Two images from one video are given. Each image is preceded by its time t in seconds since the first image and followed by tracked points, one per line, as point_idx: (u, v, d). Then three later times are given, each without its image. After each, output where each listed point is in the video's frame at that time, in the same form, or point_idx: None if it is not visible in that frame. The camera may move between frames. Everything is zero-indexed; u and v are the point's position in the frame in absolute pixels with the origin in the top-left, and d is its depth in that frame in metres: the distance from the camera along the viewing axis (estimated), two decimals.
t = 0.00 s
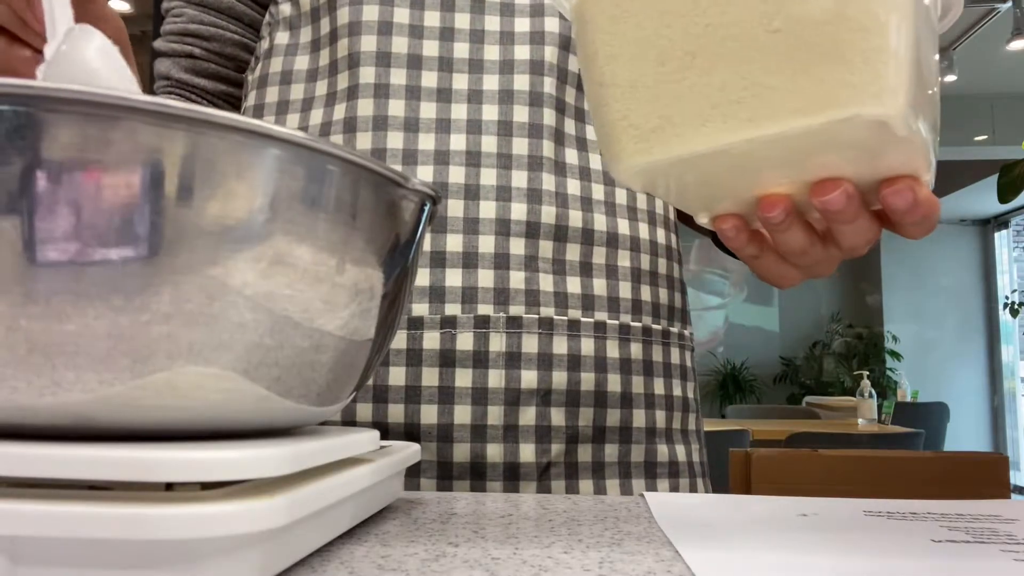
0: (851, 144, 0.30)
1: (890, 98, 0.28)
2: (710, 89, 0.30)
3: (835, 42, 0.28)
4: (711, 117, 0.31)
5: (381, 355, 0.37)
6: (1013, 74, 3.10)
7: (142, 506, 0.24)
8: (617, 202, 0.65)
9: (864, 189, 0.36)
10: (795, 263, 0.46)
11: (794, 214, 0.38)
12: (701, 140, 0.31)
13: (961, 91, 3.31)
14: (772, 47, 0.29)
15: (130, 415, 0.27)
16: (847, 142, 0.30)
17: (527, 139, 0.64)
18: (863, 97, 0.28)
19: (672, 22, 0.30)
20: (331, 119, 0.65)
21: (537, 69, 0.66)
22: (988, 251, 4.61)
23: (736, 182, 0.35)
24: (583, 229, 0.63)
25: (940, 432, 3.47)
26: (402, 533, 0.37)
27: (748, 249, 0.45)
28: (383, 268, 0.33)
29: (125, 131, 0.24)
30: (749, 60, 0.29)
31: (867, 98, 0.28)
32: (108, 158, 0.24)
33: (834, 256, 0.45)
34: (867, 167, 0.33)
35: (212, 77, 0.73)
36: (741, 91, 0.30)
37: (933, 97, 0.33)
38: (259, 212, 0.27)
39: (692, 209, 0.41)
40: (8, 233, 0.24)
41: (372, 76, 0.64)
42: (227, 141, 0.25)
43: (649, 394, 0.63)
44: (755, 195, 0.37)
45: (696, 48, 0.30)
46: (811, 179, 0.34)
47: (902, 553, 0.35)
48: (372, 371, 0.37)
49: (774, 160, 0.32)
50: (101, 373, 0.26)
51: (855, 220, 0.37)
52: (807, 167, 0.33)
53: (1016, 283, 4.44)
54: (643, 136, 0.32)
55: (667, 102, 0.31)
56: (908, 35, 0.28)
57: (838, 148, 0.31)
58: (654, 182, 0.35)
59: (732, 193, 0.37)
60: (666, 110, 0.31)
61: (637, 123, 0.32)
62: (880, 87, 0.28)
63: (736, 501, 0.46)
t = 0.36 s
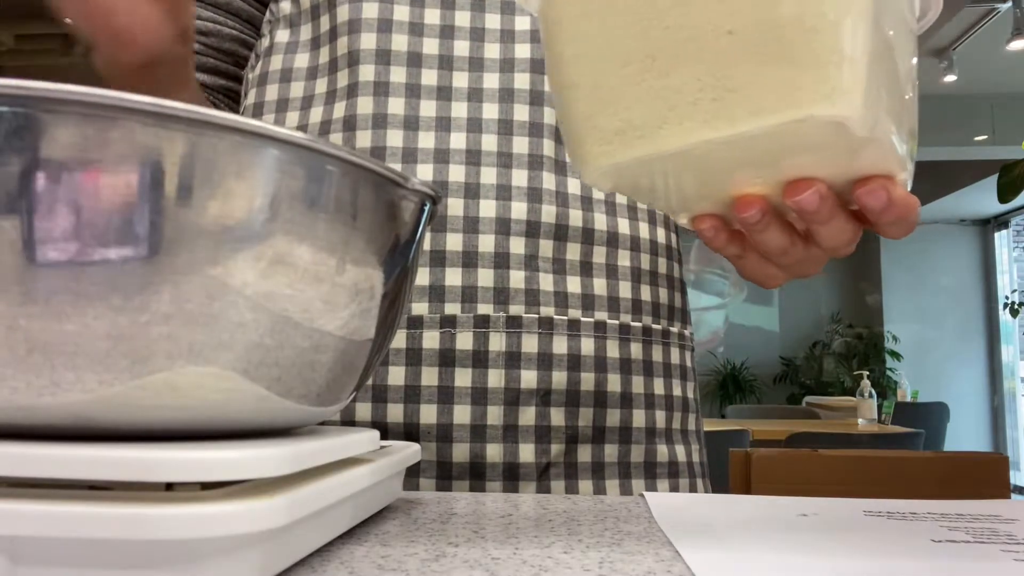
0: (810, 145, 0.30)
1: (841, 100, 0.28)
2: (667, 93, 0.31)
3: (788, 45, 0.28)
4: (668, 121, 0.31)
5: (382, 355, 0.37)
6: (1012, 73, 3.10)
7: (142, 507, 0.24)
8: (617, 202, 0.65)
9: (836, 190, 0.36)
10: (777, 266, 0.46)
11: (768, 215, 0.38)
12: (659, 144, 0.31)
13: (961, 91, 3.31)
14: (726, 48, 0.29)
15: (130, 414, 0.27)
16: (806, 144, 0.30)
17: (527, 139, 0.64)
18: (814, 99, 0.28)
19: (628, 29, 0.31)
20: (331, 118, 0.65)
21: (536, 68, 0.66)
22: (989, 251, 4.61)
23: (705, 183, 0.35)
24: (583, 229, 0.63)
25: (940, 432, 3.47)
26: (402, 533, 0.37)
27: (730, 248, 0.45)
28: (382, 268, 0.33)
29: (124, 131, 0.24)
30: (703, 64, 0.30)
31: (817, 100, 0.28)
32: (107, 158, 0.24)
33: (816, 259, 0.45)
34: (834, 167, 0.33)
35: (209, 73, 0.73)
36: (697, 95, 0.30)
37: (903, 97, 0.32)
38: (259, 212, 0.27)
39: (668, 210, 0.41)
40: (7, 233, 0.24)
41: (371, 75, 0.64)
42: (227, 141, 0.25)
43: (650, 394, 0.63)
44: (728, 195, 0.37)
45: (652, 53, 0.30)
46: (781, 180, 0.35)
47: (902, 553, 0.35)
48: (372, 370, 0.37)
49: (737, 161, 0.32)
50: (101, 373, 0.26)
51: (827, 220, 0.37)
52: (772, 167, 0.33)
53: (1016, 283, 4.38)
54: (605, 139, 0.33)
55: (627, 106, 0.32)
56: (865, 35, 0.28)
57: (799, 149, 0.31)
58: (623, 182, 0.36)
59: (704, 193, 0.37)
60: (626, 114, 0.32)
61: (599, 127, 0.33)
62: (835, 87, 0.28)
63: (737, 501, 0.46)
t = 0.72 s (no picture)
0: (729, 144, 0.30)
1: (743, 98, 0.27)
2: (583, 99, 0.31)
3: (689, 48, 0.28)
4: (584, 130, 0.31)
5: (382, 355, 0.37)
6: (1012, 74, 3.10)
7: (142, 506, 0.24)
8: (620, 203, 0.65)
9: (784, 181, 0.35)
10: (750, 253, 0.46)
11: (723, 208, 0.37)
12: (581, 149, 0.32)
13: (961, 91, 3.30)
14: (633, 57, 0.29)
15: (130, 415, 0.27)
16: (724, 143, 0.30)
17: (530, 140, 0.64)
18: (715, 101, 0.28)
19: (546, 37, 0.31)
20: (335, 119, 0.64)
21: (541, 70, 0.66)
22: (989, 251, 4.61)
23: (647, 187, 0.35)
24: (586, 231, 0.63)
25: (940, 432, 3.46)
26: (402, 533, 0.37)
27: (702, 242, 0.44)
28: (382, 267, 0.33)
29: (124, 131, 0.24)
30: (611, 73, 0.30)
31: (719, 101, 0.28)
32: (107, 159, 0.24)
33: (790, 244, 0.44)
34: (774, 161, 0.32)
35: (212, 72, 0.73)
36: (612, 103, 0.30)
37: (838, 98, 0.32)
38: (258, 212, 0.27)
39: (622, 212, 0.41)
40: (8, 233, 0.24)
41: (377, 76, 0.64)
42: (228, 141, 0.25)
43: (653, 394, 0.63)
44: (674, 197, 0.37)
45: (565, 65, 0.31)
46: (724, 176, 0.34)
47: (902, 553, 0.35)
48: (372, 371, 0.37)
49: (666, 164, 0.32)
50: (101, 374, 0.26)
51: (779, 209, 0.36)
52: (707, 169, 0.33)
53: (1016, 283, 4.33)
54: (532, 149, 0.33)
55: (546, 116, 0.32)
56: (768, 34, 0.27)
57: (717, 148, 0.30)
58: (562, 189, 0.36)
59: (653, 192, 0.37)
60: (550, 125, 0.32)
61: (525, 139, 0.33)
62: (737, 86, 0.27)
63: (740, 501, 0.46)
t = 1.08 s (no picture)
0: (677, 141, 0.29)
1: (685, 95, 0.26)
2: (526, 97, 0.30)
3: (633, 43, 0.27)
4: (531, 129, 0.30)
5: (381, 356, 0.37)
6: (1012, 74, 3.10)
7: (142, 506, 0.24)
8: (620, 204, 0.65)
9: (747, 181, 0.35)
10: (723, 249, 0.46)
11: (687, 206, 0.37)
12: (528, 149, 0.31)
13: (961, 91, 3.30)
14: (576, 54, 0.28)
15: (130, 414, 0.27)
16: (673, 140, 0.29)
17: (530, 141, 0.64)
18: (658, 97, 0.27)
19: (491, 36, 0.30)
20: (333, 120, 0.64)
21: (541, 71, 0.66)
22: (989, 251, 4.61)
23: (609, 185, 0.34)
24: (585, 232, 0.63)
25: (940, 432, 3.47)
26: (402, 533, 0.37)
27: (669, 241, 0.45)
28: (382, 267, 0.33)
29: (124, 131, 0.24)
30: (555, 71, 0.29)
31: (660, 97, 0.27)
32: (106, 159, 0.24)
33: (757, 242, 0.44)
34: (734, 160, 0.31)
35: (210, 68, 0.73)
36: (539, 102, 0.30)
37: (793, 89, 0.30)
38: (258, 212, 0.27)
39: (590, 211, 0.40)
40: (8, 232, 0.24)
41: (377, 76, 0.64)
42: (228, 141, 0.25)
43: (651, 397, 0.63)
44: (638, 196, 0.36)
45: (506, 58, 0.30)
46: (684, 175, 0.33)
47: (902, 553, 0.35)
48: (372, 371, 0.37)
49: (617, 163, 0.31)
50: (101, 373, 0.26)
51: (742, 208, 0.36)
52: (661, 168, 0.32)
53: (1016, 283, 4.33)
54: (479, 147, 0.32)
55: (493, 114, 0.31)
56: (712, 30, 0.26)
57: (666, 146, 0.29)
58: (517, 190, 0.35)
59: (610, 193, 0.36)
60: (492, 121, 0.31)
61: (471, 135, 0.32)
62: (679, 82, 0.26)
63: (740, 501, 0.46)
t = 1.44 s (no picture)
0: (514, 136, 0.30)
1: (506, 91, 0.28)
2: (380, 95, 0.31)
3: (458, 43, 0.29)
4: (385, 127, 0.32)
5: (381, 356, 0.37)
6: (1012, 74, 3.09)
7: (143, 506, 0.24)
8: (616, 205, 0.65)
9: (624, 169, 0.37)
10: (637, 245, 0.48)
11: (577, 198, 0.40)
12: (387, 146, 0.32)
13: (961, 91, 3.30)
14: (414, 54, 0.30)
15: (130, 415, 0.27)
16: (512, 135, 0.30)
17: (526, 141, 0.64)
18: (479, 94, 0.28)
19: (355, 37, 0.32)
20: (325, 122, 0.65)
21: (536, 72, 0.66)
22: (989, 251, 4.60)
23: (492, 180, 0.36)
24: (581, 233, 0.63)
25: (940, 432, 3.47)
26: (402, 533, 0.37)
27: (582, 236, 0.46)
28: (382, 267, 0.33)
29: (124, 131, 0.24)
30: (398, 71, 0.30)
31: (477, 91, 0.28)
32: (106, 158, 0.24)
33: (663, 232, 0.46)
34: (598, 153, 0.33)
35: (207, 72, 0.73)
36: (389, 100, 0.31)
37: (644, 89, 0.31)
38: (258, 212, 0.27)
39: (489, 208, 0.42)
40: (7, 233, 0.24)
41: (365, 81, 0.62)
42: (227, 141, 0.25)
43: (641, 402, 0.62)
44: (526, 190, 0.39)
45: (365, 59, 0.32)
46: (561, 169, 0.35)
47: (902, 552, 0.35)
48: (372, 372, 0.37)
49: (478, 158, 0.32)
50: (101, 374, 0.26)
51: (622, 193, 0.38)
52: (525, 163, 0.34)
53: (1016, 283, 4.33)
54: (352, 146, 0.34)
55: (359, 114, 0.33)
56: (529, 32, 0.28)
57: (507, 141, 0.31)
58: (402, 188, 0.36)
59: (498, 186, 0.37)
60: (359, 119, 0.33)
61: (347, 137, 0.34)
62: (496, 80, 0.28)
63: (739, 501, 0.46)
